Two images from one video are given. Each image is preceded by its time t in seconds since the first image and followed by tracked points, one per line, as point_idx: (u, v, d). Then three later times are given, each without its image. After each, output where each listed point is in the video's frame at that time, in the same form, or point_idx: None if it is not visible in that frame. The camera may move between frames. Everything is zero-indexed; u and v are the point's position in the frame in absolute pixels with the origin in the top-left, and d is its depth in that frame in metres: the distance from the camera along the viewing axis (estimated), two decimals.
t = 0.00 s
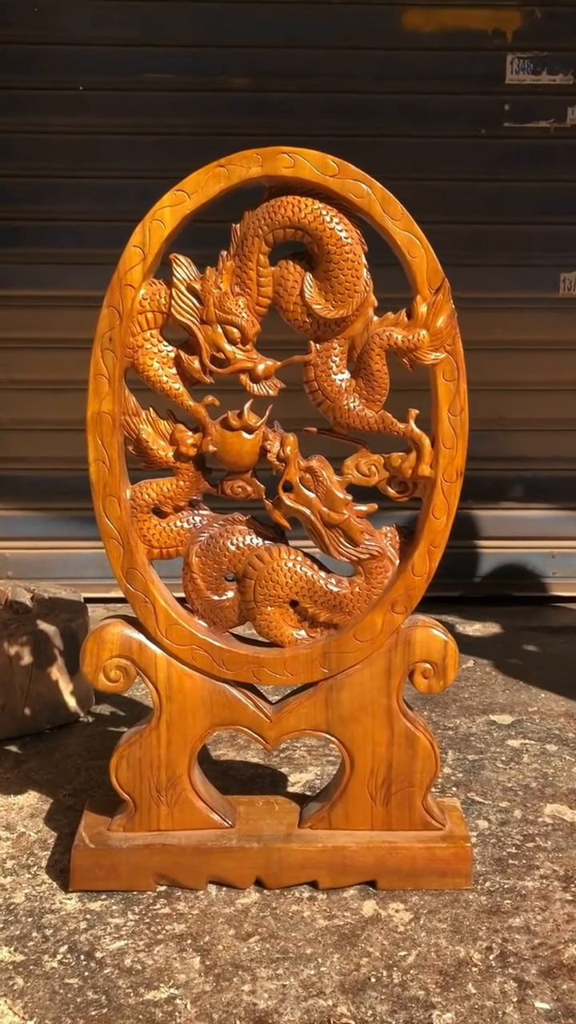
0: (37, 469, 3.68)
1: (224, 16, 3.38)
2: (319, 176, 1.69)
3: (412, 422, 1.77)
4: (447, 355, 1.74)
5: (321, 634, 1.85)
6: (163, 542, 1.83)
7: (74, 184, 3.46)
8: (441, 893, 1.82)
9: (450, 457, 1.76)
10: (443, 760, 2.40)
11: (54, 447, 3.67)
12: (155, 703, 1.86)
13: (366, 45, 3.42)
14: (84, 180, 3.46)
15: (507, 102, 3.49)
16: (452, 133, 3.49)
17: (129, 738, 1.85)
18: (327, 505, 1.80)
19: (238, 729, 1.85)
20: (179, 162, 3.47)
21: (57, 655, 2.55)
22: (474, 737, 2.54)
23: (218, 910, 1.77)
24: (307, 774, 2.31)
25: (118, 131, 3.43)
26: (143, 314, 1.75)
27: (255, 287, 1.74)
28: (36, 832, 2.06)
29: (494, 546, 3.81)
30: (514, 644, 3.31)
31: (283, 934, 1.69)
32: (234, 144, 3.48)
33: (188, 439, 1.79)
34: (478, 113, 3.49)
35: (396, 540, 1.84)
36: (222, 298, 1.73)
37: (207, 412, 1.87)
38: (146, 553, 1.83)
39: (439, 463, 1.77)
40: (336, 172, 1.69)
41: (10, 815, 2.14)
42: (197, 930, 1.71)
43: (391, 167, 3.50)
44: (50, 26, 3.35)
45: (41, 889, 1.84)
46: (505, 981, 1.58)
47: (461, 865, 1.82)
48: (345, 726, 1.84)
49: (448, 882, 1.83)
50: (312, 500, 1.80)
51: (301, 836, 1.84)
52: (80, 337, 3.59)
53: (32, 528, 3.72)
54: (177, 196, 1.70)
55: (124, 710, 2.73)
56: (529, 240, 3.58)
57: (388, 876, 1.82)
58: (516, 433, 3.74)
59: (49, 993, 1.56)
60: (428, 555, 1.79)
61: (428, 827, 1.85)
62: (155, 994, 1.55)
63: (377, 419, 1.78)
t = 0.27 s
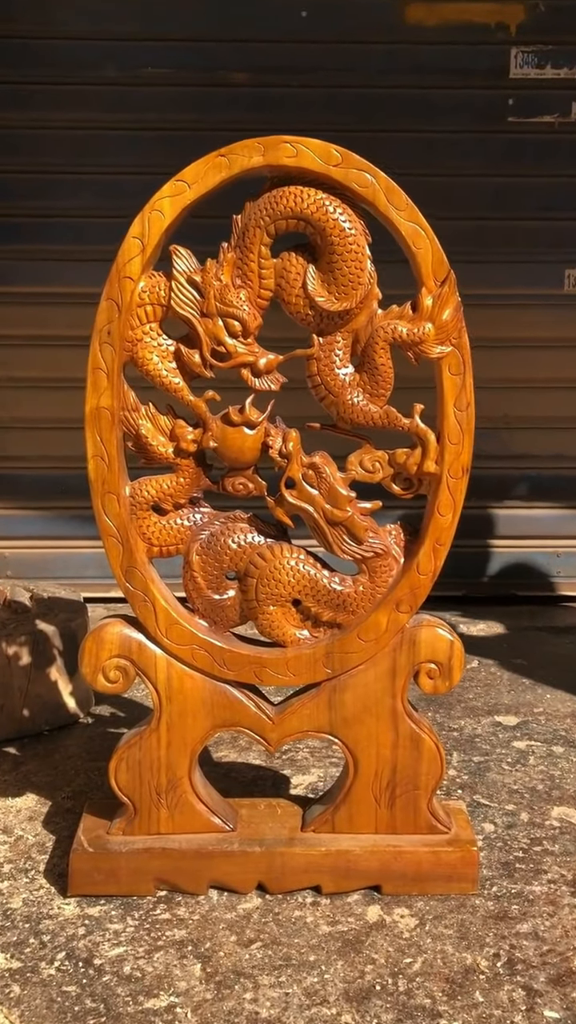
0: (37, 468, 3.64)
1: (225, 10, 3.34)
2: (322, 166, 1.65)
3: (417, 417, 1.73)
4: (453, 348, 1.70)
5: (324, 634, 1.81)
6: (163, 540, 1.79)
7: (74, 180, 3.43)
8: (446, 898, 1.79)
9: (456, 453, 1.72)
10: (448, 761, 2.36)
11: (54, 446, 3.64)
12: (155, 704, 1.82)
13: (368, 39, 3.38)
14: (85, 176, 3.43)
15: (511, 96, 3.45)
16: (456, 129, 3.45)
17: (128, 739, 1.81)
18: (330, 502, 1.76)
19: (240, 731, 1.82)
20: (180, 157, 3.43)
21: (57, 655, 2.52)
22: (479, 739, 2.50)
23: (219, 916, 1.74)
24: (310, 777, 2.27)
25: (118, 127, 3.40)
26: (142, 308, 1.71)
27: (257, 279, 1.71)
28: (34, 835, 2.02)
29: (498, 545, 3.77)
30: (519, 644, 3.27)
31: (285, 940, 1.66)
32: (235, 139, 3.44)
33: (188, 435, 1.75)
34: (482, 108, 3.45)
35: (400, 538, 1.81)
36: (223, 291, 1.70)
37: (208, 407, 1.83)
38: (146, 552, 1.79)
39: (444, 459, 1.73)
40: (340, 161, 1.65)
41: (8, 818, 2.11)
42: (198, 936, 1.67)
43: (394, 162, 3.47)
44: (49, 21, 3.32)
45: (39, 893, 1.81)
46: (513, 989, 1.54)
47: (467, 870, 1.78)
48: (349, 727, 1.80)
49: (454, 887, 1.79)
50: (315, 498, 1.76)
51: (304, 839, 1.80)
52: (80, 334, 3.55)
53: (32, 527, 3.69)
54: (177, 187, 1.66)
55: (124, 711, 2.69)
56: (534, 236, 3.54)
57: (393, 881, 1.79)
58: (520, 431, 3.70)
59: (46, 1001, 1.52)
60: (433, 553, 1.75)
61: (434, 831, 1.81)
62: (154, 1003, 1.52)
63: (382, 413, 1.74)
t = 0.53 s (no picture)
0: (36, 463, 3.59)
1: None
2: (329, 147, 1.60)
3: (426, 408, 1.68)
4: (464, 336, 1.65)
5: (330, 630, 1.76)
6: (164, 533, 1.74)
7: (74, 171, 3.37)
8: (455, 903, 1.74)
9: (466, 444, 1.67)
10: (455, 762, 2.31)
11: (53, 441, 3.58)
12: (155, 703, 1.77)
13: (373, 28, 3.33)
14: (85, 167, 3.37)
15: (517, 87, 3.39)
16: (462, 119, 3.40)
17: (128, 739, 1.77)
18: (336, 495, 1.71)
19: (242, 730, 1.77)
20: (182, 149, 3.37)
21: (56, 652, 2.47)
22: (487, 739, 2.45)
23: (221, 920, 1.69)
24: (314, 777, 2.22)
25: (119, 117, 3.34)
26: (143, 294, 1.66)
27: (261, 265, 1.66)
28: (32, 836, 1.97)
29: (504, 542, 3.72)
30: (525, 642, 3.22)
31: (289, 946, 1.61)
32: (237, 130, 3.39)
33: (190, 426, 1.70)
34: (488, 99, 3.39)
35: (408, 532, 1.76)
36: (226, 276, 1.65)
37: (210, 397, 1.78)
38: (146, 546, 1.74)
39: (454, 450, 1.68)
40: (347, 143, 1.60)
41: (5, 818, 2.06)
42: (199, 941, 1.63)
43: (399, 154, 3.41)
44: (49, 9, 3.26)
45: (35, 896, 1.76)
46: (526, 998, 1.49)
47: (477, 873, 1.73)
48: (354, 727, 1.75)
49: (463, 891, 1.74)
50: (320, 490, 1.71)
51: (308, 842, 1.75)
52: (80, 328, 3.50)
53: (31, 523, 3.64)
54: (179, 169, 1.61)
55: (124, 710, 2.64)
56: (541, 228, 3.49)
57: (400, 884, 1.74)
58: (526, 427, 3.65)
59: (43, 1010, 1.48)
60: (442, 547, 1.70)
61: (442, 834, 1.76)
62: (154, 1011, 1.47)
63: (389, 404, 1.69)
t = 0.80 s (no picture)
0: (35, 456, 3.54)
1: None
2: (338, 125, 1.55)
3: (437, 395, 1.64)
4: (476, 320, 1.60)
5: (337, 624, 1.71)
6: (167, 524, 1.69)
7: (73, 161, 3.29)
8: (464, 903, 1.69)
9: (478, 432, 1.63)
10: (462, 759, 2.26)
11: (52, 434, 3.53)
12: (157, 698, 1.73)
13: (378, 16, 3.26)
14: (85, 157, 3.29)
15: (524, 76, 3.33)
16: (468, 109, 3.34)
17: (129, 735, 1.72)
18: (344, 485, 1.67)
19: (247, 726, 1.72)
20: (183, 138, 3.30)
21: (55, 647, 2.42)
22: (493, 736, 2.40)
23: (225, 921, 1.64)
24: (318, 775, 2.17)
25: (116, 107, 3.26)
26: (146, 277, 1.61)
27: (268, 247, 1.61)
28: (30, 834, 1.93)
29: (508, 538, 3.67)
30: (531, 639, 3.17)
31: (295, 948, 1.57)
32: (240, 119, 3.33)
33: (194, 413, 1.66)
34: (494, 89, 3.33)
35: (417, 523, 1.71)
36: (232, 259, 1.60)
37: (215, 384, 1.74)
38: (149, 537, 1.69)
39: (465, 439, 1.63)
40: (357, 121, 1.55)
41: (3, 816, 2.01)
42: (202, 943, 1.58)
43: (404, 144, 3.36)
44: None
45: (34, 896, 1.71)
46: (540, 1003, 1.45)
47: (487, 873, 1.69)
48: (362, 722, 1.71)
49: (473, 891, 1.69)
50: (327, 480, 1.66)
51: (314, 841, 1.71)
52: (79, 319, 3.44)
53: (30, 517, 3.59)
54: (184, 147, 1.57)
55: (124, 706, 2.59)
56: (547, 220, 3.44)
57: (408, 885, 1.69)
58: (531, 421, 3.61)
59: (41, 1014, 1.43)
60: (453, 538, 1.65)
61: (451, 832, 1.72)
62: (156, 1016, 1.42)
63: (399, 390, 1.64)
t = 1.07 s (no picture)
0: (32, 453, 3.51)
1: None
2: (341, 117, 1.53)
3: (440, 391, 1.61)
4: (480, 316, 1.58)
5: (337, 623, 1.69)
6: (165, 521, 1.67)
7: (72, 155, 3.26)
8: (465, 907, 1.67)
9: (482, 430, 1.60)
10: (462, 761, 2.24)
11: (50, 431, 3.50)
12: (154, 698, 1.70)
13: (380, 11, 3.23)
14: (85, 152, 3.26)
15: (527, 74, 3.30)
16: (470, 106, 3.31)
17: (126, 735, 1.69)
18: (345, 482, 1.64)
19: (245, 726, 1.70)
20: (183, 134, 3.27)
21: (51, 646, 2.40)
22: (494, 737, 2.38)
23: (222, 924, 1.62)
24: (317, 776, 2.15)
25: (119, 101, 3.23)
26: (145, 270, 1.59)
27: (269, 240, 1.58)
28: (24, 835, 1.90)
29: (509, 538, 3.65)
30: (531, 639, 3.15)
31: (293, 952, 1.54)
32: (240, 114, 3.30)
33: (194, 409, 1.63)
34: (497, 86, 3.30)
35: (419, 522, 1.68)
36: (233, 252, 1.57)
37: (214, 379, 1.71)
38: (147, 534, 1.67)
39: (469, 436, 1.61)
40: (360, 113, 1.52)
41: None
42: (199, 947, 1.56)
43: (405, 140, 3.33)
44: None
45: (28, 898, 1.69)
46: (542, 1010, 1.43)
47: (488, 877, 1.66)
48: (362, 723, 1.68)
49: (474, 896, 1.67)
50: (328, 478, 1.64)
51: (313, 843, 1.68)
52: (77, 315, 3.41)
53: (27, 514, 3.56)
54: (185, 138, 1.54)
55: (121, 706, 2.57)
56: (549, 218, 3.41)
57: (408, 888, 1.67)
58: (532, 421, 3.58)
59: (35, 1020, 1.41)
60: (455, 537, 1.63)
61: (452, 835, 1.69)
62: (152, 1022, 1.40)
63: (402, 387, 1.62)
